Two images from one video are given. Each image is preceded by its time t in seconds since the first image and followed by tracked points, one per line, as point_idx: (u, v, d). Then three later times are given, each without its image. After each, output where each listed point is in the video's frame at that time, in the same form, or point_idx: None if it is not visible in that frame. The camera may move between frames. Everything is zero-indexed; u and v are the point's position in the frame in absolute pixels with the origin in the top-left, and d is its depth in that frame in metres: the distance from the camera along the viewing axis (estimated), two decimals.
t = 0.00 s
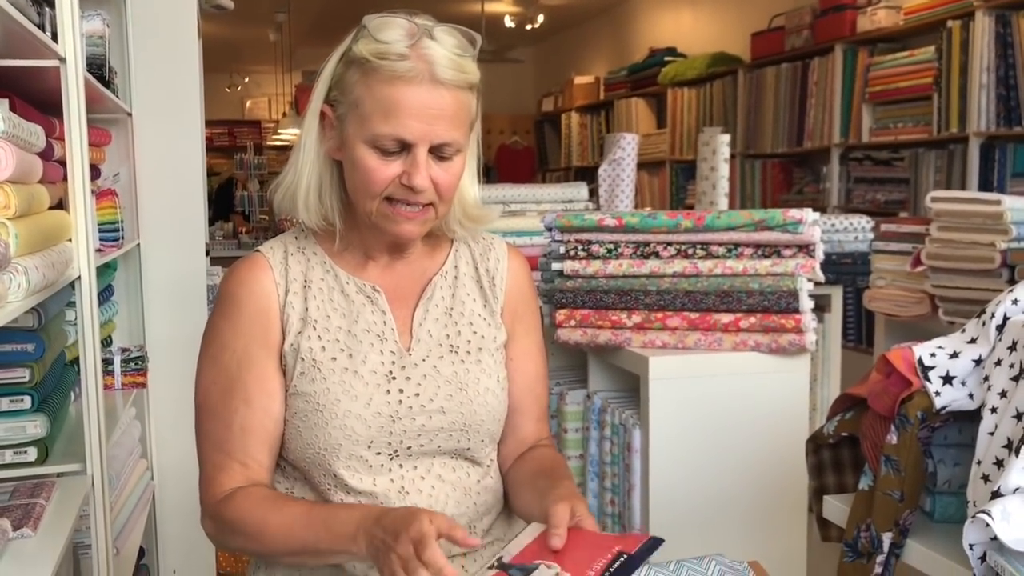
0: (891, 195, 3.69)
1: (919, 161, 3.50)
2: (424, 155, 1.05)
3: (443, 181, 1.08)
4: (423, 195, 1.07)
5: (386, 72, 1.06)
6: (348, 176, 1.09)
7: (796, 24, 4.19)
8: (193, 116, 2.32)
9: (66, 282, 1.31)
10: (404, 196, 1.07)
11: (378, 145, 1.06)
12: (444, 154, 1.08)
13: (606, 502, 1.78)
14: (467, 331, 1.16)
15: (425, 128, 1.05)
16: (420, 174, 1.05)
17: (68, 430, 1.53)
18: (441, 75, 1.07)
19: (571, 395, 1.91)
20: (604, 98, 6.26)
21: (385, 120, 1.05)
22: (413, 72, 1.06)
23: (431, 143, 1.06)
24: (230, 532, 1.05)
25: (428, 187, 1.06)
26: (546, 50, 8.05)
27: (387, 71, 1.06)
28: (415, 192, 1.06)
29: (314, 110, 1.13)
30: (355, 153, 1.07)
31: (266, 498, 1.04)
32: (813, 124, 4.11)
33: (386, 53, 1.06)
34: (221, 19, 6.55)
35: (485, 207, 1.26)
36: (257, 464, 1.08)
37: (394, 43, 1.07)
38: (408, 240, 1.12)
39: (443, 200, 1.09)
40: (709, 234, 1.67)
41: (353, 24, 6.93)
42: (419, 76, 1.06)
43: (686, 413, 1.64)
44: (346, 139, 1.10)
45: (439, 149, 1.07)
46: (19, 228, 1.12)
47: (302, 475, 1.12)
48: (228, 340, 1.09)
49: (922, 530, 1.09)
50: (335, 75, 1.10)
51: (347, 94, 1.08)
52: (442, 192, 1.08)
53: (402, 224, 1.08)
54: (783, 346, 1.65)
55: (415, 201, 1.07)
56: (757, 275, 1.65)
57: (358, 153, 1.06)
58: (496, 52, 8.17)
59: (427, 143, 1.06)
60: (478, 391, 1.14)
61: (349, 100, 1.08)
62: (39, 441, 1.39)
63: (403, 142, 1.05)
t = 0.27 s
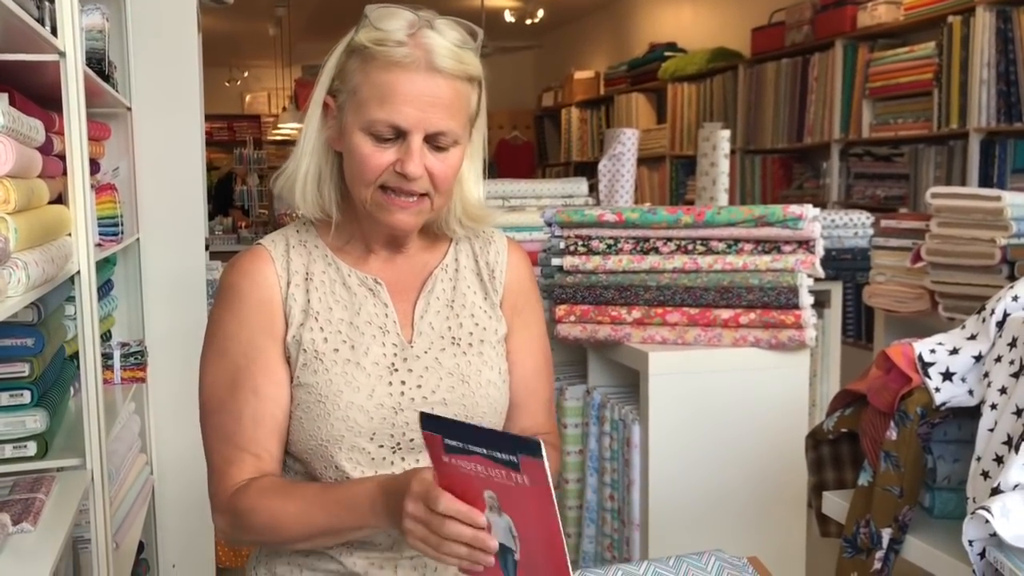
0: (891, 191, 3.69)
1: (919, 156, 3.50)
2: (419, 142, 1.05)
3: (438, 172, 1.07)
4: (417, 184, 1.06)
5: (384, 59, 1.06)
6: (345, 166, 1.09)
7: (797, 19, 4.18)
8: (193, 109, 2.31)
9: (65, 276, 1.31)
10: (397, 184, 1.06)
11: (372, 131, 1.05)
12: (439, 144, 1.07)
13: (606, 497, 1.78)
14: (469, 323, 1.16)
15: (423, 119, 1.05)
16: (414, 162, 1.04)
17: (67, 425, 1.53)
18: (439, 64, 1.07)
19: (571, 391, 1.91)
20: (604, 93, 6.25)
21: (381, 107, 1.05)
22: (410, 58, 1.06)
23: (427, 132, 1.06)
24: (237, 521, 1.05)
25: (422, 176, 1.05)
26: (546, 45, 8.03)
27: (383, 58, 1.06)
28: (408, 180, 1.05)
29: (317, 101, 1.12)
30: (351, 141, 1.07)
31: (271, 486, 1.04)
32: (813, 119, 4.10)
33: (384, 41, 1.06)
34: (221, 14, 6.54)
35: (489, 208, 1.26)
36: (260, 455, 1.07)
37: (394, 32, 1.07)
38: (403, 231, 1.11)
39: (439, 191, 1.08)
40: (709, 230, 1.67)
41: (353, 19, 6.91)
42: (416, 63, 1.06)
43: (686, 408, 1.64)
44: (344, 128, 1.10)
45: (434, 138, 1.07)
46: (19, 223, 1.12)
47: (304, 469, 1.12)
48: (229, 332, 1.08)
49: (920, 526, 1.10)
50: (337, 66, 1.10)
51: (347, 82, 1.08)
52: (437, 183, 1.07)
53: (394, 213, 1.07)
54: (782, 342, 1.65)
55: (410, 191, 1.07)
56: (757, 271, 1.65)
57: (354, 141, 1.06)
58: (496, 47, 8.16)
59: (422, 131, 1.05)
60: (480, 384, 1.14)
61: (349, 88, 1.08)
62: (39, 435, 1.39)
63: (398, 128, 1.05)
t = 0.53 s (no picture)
0: (892, 190, 3.69)
1: (920, 155, 3.50)
2: (416, 135, 1.05)
3: (435, 165, 1.07)
4: (413, 177, 1.05)
5: (384, 51, 1.07)
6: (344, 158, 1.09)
7: (797, 18, 4.18)
8: (194, 106, 2.31)
9: (66, 272, 1.31)
10: (393, 177, 1.06)
11: (370, 123, 1.05)
12: (437, 137, 1.07)
13: (606, 495, 1.78)
14: (471, 322, 1.16)
15: (420, 112, 1.05)
16: (411, 154, 1.04)
17: (67, 421, 1.53)
18: (440, 58, 1.07)
19: (571, 389, 1.91)
20: (605, 91, 6.24)
21: (379, 99, 1.05)
22: (410, 51, 1.06)
23: (424, 124, 1.06)
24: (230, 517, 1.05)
25: (418, 168, 1.05)
26: (547, 43, 8.03)
27: (384, 50, 1.07)
28: (404, 173, 1.05)
29: (322, 96, 1.12)
30: (350, 132, 1.07)
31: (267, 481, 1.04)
32: (814, 118, 4.10)
33: (386, 33, 1.07)
34: (221, 11, 6.53)
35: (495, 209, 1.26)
36: (253, 451, 1.07)
37: (396, 26, 1.07)
38: (402, 223, 1.10)
39: (436, 186, 1.08)
40: (710, 228, 1.67)
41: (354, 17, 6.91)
42: (416, 57, 1.06)
43: (687, 406, 1.64)
44: (344, 121, 1.10)
45: (432, 131, 1.07)
46: (20, 219, 1.12)
47: (303, 465, 1.12)
48: (231, 327, 1.08)
49: (920, 524, 1.09)
50: (340, 61, 1.10)
51: (349, 75, 1.09)
52: (434, 177, 1.07)
53: (391, 203, 1.07)
54: (782, 340, 1.65)
55: (406, 184, 1.06)
56: (757, 269, 1.65)
57: (352, 133, 1.06)
58: (497, 45, 8.15)
59: (419, 124, 1.05)
60: (481, 382, 1.14)
61: (351, 80, 1.09)
62: (39, 432, 1.39)
63: (395, 120, 1.05)
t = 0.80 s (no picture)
0: (894, 191, 3.69)
1: (922, 157, 3.49)
2: (418, 135, 1.05)
3: (437, 167, 1.07)
4: (415, 177, 1.06)
5: (387, 52, 1.07)
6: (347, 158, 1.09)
7: (800, 19, 4.17)
8: (196, 107, 2.32)
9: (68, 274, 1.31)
10: (395, 177, 1.06)
11: (373, 123, 1.05)
12: (439, 138, 1.07)
13: (608, 496, 1.78)
14: (473, 323, 1.16)
15: (422, 113, 1.05)
16: (413, 154, 1.04)
17: (70, 421, 1.53)
18: (442, 58, 1.07)
19: (572, 390, 1.91)
20: (606, 92, 6.24)
21: (382, 99, 1.05)
22: (413, 51, 1.06)
23: (427, 125, 1.05)
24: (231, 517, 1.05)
25: (420, 169, 1.05)
26: (548, 44, 8.03)
27: (387, 51, 1.07)
28: (405, 173, 1.05)
29: (326, 97, 1.12)
30: (353, 133, 1.07)
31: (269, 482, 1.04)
32: (816, 119, 4.09)
33: (390, 33, 1.07)
34: (223, 12, 6.53)
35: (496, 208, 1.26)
36: (257, 453, 1.06)
37: (399, 28, 1.08)
38: (403, 224, 1.11)
39: (438, 187, 1.08)
40: (712, 229, 1.67)
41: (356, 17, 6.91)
42: (419, 57, 1.06)
43: (689, 407, 1.64)
44: (348, 122, 1.10)
45: (434, 132, 1.07)
46: (24, 220, 1.12)
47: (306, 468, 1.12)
48: (235, 329, 1.09)
49: (923, 527, 1.09)
50: (344, 62, 1.10)
51: (352, 76, 1.09)
52: (436, 178, 1.07)
53: (392, 207, 1.07)
54: (785, 341, 1.65)
55: (408, 184, 1.06)
56: (760, 271, 1.65)
57: (355, 133, 1.06)
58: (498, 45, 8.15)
59: (422, 124, 1.05)
60: (484, 384, 1.14)
61: (354, 80, 1.09)
62: (41, 432, 1.40)
63: (398, 121, 1.05)
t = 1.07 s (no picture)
0: (895, 193, 3.69)
1: (923, 158, 3.49)
2: (419, 145, 1.05)
3: (437, 175, 1.07)
4: (415, 185, 1.06)
5: (386, 61, 1.06)
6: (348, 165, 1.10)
7: (801, 21, 4.17)
8: (198, 109, 2.32)
9: (70, 275, 1.31)
10: (397, 185, 1.06)
11: (373, 132, 1.05)
12: (439, 146, 1.07)
13: (609, 498, 1.78)
14: (475, 325, 1.16)
15: (422, 121, 1.05)
16: (413, 164, 1.04)
17: (71, 422, 1.53)
18: (443, 68, 1.07)
19: (573, 392, 1.91)
20: (608, 94, 6.24)
21: (382, 109, 1.05)
22: (412, 61, 1.06)
23: (427, 134, 1.06)
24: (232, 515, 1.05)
25: (420, 178, 1.06)
26: (550, 46, 8.03)
27: (386, 61, 1.06)
28: (406, 182, 1.05)
29: (328, 100, 1.12)
30: (353, 141, 1.07)
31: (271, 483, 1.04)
32: (817, 121, 4.09)
33: (388, 43, 1.07)
34: (225, 13, 6.53)
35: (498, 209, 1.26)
36: (261, 452, 1.07)
37: (399, 35, 1.07)
38: (404, 229, 1.11)
39: (439, 195, 1.09)
40: (714, 231, 1.66)
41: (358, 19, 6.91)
42: (418, 67, 1.06)
43: (691, 409, 1.64)
44: (349, 128, 1.10)
45: (435, 141, 1.07)
46: (25, 221, 1.13)
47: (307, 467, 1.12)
48: (238, 329, 1.09)
49: (924, 529, 1.09)
50: (345, 67, 1.10)
51: (353, 82, 1.09)
52: (436, 185, 1.08)
53: (393, 213, 1.08)
54: (786, 344, 1.65)
55: (409, 192, 1.07)
56: (761, 272, 1.65)
57: (356, 142, 1.06)
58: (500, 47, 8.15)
59: (422, 134, 1.05)
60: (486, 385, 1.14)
61: (354, 87, 1.09)
62: (43, 433, 1.40)
63: (398, 130, 1.05)
